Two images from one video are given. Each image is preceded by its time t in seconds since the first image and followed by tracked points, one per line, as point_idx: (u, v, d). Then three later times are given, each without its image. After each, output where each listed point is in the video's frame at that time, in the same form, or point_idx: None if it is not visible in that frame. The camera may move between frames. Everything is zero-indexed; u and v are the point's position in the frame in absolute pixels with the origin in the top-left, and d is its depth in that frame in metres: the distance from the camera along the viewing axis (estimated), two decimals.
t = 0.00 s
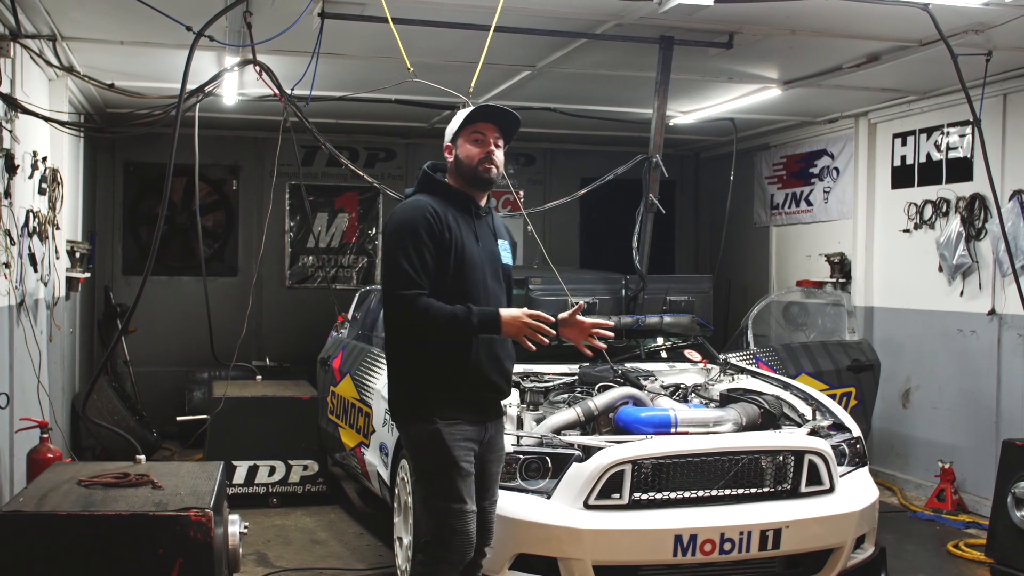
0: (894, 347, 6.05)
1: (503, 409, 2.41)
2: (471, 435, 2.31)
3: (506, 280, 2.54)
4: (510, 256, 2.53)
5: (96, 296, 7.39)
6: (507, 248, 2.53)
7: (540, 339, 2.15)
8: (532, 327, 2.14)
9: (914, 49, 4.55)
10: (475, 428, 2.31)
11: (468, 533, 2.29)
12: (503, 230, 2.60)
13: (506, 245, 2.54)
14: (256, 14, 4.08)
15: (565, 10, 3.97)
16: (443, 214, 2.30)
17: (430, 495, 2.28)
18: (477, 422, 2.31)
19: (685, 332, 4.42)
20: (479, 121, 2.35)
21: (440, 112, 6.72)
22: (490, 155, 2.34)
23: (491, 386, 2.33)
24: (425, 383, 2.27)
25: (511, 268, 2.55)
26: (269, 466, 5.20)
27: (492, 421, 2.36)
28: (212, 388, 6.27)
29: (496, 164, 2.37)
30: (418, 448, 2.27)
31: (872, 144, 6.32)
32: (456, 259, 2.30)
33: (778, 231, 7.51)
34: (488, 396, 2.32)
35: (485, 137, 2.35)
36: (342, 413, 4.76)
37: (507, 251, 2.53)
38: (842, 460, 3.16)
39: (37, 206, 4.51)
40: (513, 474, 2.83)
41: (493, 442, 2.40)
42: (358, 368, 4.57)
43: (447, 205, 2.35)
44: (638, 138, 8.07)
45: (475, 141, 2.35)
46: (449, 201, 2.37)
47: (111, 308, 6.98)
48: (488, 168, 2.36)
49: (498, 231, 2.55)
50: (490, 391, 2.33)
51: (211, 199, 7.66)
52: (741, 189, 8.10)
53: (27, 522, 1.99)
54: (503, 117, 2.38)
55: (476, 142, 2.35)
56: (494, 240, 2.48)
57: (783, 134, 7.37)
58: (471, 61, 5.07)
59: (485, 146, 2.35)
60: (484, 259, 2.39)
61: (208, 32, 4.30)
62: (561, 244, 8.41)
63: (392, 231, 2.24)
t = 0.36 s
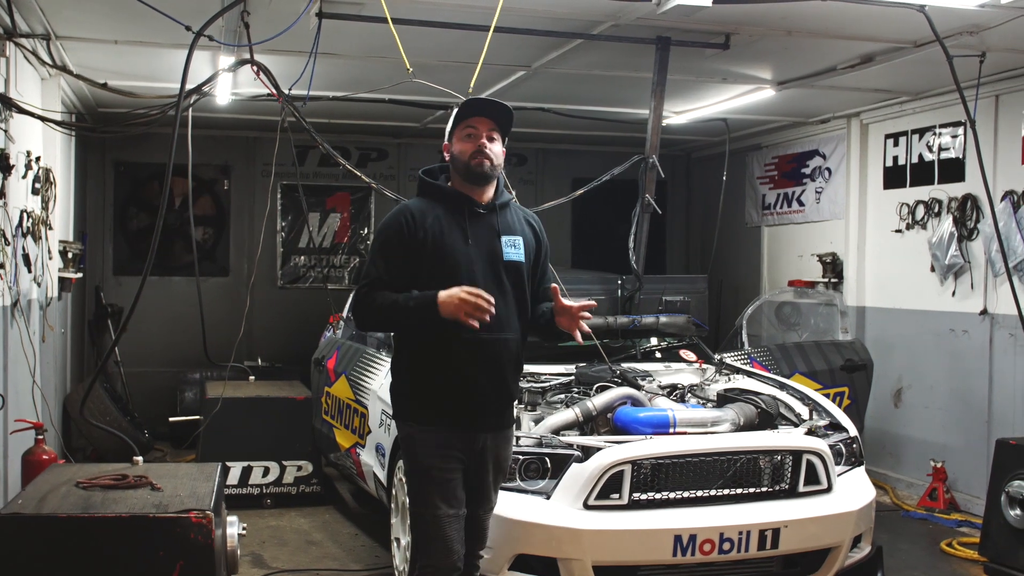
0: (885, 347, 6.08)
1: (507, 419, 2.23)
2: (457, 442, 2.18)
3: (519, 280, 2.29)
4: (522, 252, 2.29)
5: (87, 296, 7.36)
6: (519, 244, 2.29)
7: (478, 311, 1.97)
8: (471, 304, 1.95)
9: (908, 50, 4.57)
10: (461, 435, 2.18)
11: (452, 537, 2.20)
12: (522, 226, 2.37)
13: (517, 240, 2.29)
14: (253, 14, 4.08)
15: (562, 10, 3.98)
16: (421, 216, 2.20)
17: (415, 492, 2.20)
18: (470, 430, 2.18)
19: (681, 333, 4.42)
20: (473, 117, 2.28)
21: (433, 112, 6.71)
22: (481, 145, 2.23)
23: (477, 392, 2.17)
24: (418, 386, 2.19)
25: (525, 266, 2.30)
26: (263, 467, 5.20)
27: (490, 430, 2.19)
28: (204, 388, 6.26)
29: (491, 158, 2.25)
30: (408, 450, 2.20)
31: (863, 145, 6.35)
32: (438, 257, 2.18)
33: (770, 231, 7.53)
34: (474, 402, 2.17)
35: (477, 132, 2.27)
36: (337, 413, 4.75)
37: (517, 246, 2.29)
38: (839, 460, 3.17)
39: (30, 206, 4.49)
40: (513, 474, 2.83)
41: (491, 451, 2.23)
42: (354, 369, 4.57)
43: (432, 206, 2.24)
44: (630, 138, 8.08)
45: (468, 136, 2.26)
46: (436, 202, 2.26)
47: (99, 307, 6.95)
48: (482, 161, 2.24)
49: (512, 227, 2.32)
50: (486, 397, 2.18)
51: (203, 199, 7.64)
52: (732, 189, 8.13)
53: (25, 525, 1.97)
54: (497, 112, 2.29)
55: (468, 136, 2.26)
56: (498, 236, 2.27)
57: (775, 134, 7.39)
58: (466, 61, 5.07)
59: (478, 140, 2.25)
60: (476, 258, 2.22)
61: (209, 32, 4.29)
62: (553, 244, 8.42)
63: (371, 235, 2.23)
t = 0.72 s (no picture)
0: (874, 346, 6.10)
1: (512, 420, 2.19)
2: (460, 448, 2.14)
3: (518, 275, 2.23)
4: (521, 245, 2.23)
5: (73, 297, 7.30)
6: (517, 237, 2.23)
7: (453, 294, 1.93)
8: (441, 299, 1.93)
9: (898, 52, 4.60)
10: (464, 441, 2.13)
11: (451, 545, 2.18)
12: (517, 219, 2.31)
13: (515, 234, 2.24)
14: (246, 13, 4.06)
15: (555, 11, 3.98)
16: (412, 217, 2.16)
17: (419, 498, 2.17)
18: (477, 433, 2.13)
19: (672, 333, 4.41)
20: (449, 109, 2.21)
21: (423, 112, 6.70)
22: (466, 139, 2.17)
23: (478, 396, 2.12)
24: (420, 392, 2.15)
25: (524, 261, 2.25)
26: (253, 468, 5.17)
27: (496, 432, 2.15)
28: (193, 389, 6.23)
29: (476, 150, 2.18)
30: (412, 457, 2.16)
31: (851, 145, 6.38)
32: (434, 258, 2.13)
33: (758, 231, 7.56)
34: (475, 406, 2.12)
35: (456, 125, 2.19)
36: (328, 414, 4.74)
37: (515, 240, 2.23)
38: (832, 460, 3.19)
39: (18, 206, 4.46)
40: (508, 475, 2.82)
41: (497, 457, 2.17)
42: (345, 369, 4.55)
43: (423, 207, 2.19)
44: (620, 138, 8.09)
45: (449, 131, 2.19)
46: (428, 203, 2.21)
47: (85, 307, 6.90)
48: (468, 154, 2.17)
49: (508, 221, 2.27)
50: (488, 401, 2.14)
51: (191, 199, 7.60)
52: (720, 189, 8.15)
53: (19, 528, 1.96)
54: (474, 100, 2.22)
55: (450, 130, 2.19)
56: (494, 231, 2.22)
57: (762, 134, 7.42)
58: (458, 61, 5.07)
59: (459, 134, 2.18)
60: (474, 256, 2.16)
61: (202, 31, 4.26)
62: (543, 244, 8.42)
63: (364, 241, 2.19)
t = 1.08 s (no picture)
0: (865, 346, 6.13)
1: (521, 420, 2.16)
2: (470, 453, 2.11)
3: (520, 274, 2.23)
4: (521, 244, 2.23)
5: (63, 297, 7.26)
6: (517, 236, 2.23)
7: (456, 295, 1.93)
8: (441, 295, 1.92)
9: (892, 52, 4.61)
10: (473, 445, 2.11)
11: (461, 552, 2.15)
12: (517, 216, 2.30)
13: (515, 232, 2.23)
14: (242, 14, 4.04)
15: (551, 11, 3.98)
16: (409, 220, 2.15)
17: (427, 506, 2.13)
18: (486, 436, 2.11)
19: (667, 333, 4.40)
20: (451, 105, 2.17)
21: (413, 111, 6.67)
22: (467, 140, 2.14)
23: (485, 398, 2.11)
24: (425, 397, 2.13)
25: (524, 259, 2.24)
26: (247, 469, 5.16)
27: (506, 433, 2.12)
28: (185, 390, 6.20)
29: (476, 151, 2.16)
30: (421, 465, 2.13)
31: (843, 145, 6.40)
32: (431, 261, 2.12)
33: (749, 231, 7.58)
34: (484, 408, 2.10)
35: (457, 124, 2.16)
36: (323, 415, 4.73)
37: (515, 238, 2.22)
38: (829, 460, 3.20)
39: (10, 206, 4.43)
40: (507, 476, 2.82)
41: (509, 461, 2.13)
42: (339, 370, 4.54)
43: (421, 209, 2.18)
44: (612, 138, 8.09)
45: (448, 128, 2.16)
46: (425, 204, 2.19)
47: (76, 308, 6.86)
48: (467, 156, 2.15)
49: (507, 218, 2.25)
50: (495, 403, 2.12)
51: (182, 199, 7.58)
52: (711, 189, 8.17)
53: (19, 531, 1.95)
54: (477, 97, 2.18)
55: (450, 128, 2.16)
56: (494, 231, 2.21)
57: (754, 135, 7.44)
58: (452, 61, 5.07)
59: (461, 134, 2.15)
60: (475, 257, 2.14)
61: (200, 31, 4.25)
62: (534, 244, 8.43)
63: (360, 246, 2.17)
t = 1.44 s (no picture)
0: (849, 346, 6.17)
1: (537, 424, 2.15)
2: (480, 456, 2.11)
3: (536, 278, 2.17)
4: (537, 248, 2.17)
5: (45, 298, 7.19)
6: (533, 239, 2.17)
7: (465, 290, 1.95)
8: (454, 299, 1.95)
9: (878, 54, 4.64)
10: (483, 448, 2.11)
11: (460, 555, 2.14)
12: (536, 220, 2.23)
13: (531, 236, 2.17)
14: (232, 13, 4.00)
15: (539, 12, 3.98)
16: (424, 222, 2.15)
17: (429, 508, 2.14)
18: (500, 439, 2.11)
19: (655, 333, 4.40)
20: (466, 108, 2.16)
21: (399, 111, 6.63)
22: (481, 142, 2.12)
23: (497, 401, 2.11)
24: (438, 401, 2.13)
25: (541, 263, 2.18)
26: (233, 470, 5.12)
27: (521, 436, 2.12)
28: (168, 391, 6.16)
29: (490, 153, 2.14)
30: (431, 470, 2.13)
31: (827, 146, 6.44)
32: (445, 268, 2.12)
33: (733, 231, 7.62)
34: (496, 412, 2.11)
35: (472, 127, 2.14)
36: (310, 416, 4.70)
37: (531, 242, 2.16)
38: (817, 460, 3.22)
39: None
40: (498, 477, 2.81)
41: (521, 464, 2.12)
42: (327, 371, 4.52)
43: (435, 211, 2.16)
44: (598, 138, 8.10)
45: (462, 131, 2.15)
46: (441, 207, 2.17)
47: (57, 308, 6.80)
48: (481, 158, 2.13)
49: (525, 221, 2.20)
50: (507, 407, 2.11)
51: (166, 198, 7.52)
52: (696, 189, 8.19)
53: (7, 535, 1.92)
54: (491, 99, 2.16)
55: (465, 131, 2.15)
56: (509, 234, 2.16)
57: (738, 135, 7.47)
58: (439, 61, 5.06)
59: (475, 138, 2.14)
60: (485, 261, 2.12)
61: (191, 30, 4.22)
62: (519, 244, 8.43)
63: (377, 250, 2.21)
